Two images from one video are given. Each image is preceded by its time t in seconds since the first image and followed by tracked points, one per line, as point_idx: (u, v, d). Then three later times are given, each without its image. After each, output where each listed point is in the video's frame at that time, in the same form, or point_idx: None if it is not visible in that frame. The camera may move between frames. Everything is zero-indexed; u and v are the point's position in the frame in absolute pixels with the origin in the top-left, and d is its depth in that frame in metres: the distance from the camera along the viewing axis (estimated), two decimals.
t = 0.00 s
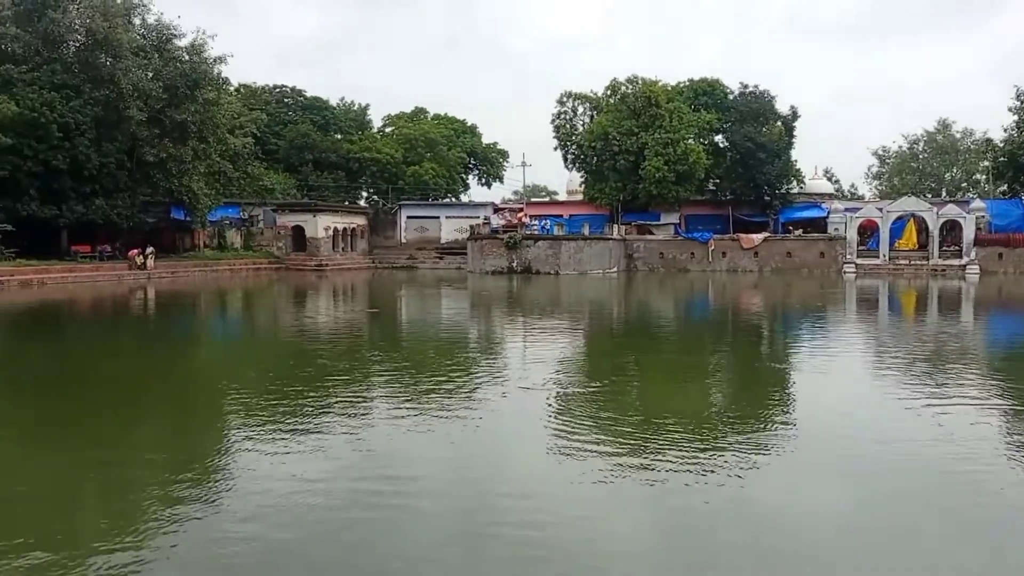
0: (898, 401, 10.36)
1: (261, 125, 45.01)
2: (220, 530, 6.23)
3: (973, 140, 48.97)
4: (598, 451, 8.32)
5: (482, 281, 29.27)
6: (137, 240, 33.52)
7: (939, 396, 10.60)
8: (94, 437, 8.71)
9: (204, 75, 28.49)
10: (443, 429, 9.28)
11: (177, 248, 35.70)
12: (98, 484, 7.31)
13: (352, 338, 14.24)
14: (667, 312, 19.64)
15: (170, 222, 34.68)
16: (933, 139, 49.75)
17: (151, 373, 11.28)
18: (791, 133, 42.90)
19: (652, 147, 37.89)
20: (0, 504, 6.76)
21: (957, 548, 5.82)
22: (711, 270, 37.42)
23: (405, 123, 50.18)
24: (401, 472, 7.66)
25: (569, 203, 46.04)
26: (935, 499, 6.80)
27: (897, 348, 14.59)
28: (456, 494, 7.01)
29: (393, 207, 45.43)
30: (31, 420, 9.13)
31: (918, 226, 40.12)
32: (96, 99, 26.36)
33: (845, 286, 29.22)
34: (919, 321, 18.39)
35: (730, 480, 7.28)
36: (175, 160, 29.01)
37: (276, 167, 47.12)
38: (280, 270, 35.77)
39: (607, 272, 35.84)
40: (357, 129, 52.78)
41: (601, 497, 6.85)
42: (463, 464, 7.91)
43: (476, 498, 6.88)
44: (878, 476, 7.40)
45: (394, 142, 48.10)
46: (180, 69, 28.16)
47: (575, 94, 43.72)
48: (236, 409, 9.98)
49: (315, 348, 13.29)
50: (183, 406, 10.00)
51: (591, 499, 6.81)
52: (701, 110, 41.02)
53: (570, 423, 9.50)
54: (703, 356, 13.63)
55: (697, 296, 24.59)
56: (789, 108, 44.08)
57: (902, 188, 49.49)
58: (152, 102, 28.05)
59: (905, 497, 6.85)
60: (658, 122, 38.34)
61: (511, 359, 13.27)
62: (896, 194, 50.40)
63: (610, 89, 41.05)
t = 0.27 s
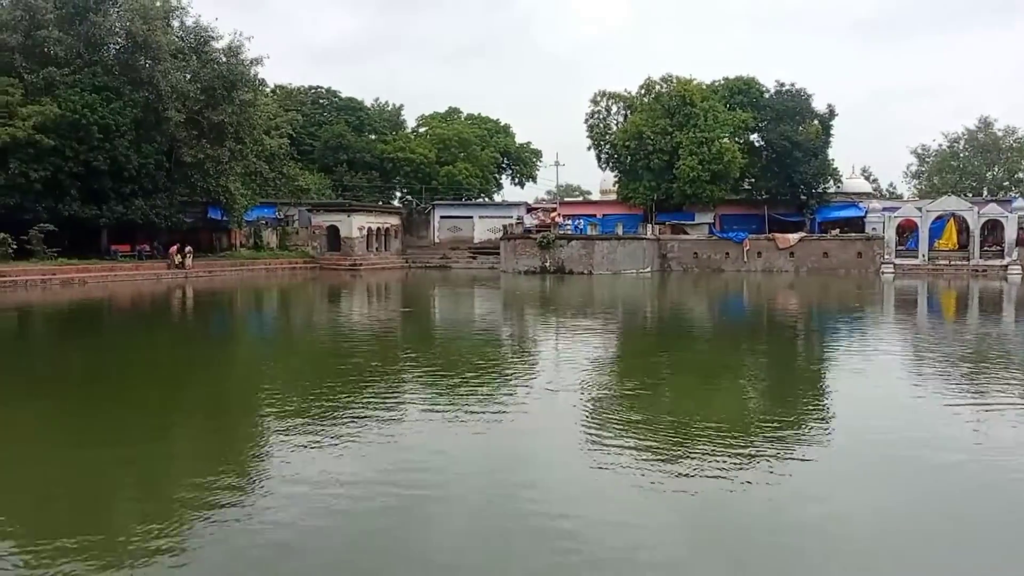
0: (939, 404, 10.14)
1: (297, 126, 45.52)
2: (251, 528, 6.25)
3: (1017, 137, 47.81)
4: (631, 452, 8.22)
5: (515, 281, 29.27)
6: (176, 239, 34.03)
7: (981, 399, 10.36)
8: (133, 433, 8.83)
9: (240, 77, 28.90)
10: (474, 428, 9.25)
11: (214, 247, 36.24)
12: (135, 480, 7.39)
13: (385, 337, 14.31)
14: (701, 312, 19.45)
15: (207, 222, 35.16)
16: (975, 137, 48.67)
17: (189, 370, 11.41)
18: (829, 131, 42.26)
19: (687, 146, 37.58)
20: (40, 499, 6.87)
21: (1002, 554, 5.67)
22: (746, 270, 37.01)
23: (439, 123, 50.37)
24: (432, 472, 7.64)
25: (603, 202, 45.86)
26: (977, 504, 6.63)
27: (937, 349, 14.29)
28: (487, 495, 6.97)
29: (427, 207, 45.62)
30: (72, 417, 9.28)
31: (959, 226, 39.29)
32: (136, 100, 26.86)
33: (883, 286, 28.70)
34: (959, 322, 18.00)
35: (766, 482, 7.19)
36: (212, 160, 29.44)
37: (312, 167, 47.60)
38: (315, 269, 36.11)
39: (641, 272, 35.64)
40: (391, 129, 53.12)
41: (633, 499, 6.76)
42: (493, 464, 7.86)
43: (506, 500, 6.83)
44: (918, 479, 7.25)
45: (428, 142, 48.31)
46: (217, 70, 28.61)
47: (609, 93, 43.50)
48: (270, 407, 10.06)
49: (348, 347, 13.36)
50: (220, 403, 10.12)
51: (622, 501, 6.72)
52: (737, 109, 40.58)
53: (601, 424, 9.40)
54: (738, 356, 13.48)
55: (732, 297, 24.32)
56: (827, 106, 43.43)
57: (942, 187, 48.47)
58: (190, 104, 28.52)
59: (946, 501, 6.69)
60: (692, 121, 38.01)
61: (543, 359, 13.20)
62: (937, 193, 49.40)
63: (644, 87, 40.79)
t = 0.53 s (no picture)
0: (976, 406, 9.92)
1: (327, 127, 45.89)
2: (282, 527, 6.25)
3: None
4: (662, 454, 8.12)
5: (544, 281, 29.21)
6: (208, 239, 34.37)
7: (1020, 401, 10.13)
8: (168, 432, 8.93)
9: (272, 79, 29.21)
10: (503, 429, 9.21)
11: (247, 247, 36.62)
12: (168, 479, 7.47)
13: (415, 337, 14.34)
14: (731, 312, 19.25)
15: (240, 222, 35.52)
16: (1013, 134, 47.67)
17: (222, 370, 11.52)
18: (862, 129, 41.65)
19: (718, 145, 37.25)
20: (76, 497, 6.96)
21: None
22: (778, 269, 36.59)
23: (468, 123, 50.46)
24: (461, 472, 7.61)
25: (632, 202, 45.63)
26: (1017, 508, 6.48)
27: (974, 350, 14.01)
28: (516, 495, 6.92)
29: (456, 208, 45.73)
30: (108, 416, 9.39)
31: (997, 225, 38.51)
32: (170, 102, 27.23)
33: (918, 286, 28.19)
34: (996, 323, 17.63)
35: (799, 483, 7.08)
36: (244, 161, 29.76)
37: (342, 168, 47.96)
38: (345, 270, 36.34)
39: (671, 271, 35.38)
40: (421, 129, 53.34)
41: (664, 501, 6.67)
42: (523, 464, 7.82)
43: (536, 500, 6.78)
44: (956, 482, 7.10)
45: (457, 142, 48.43)
46: (249, 72, 28.96)
47: (639, 92, 43.28)
48: (301, 407, 10.11)
49: (379, 346, 13.42)
50: (252, 403, 10.18)
51: (655, 503, 6.63)
52: (768, 107, 40.15)
53: (632, 425, 9.32)
54: (769, 357, 13.31)
55: (764, 297, 24.04)
56: (860, 104, 42.83)
57: (979, 185, 47.56)
58: (223, 105, 28.91)
59: (986, 505, 6.54)
60: (723, 120, 37.68)
61: (572, 359, 13.13)
62: (973, 192, 48.47)
63: (674, 86, 40.54)
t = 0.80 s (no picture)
0: (1016, 407, 9.69)
1: (360, 125, 46.20)
2: (315, 524, 6.26)
3: None
4: (695, 454, 8.03)
5: (575, 279, 29.13)
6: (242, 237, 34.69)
7: None
8: (205, 428, 9.04)
9: (305, 78, 29.49)
10: (534, 427, 9.17)
11: (280, 245, 36.93)
12: (204, 474, 7.56)
13: (446, 334, 14.36)
14: (765, 311, 19.02)
15: (274, 220, 35.83)
16: None
17: (257, 366, 11.64)
18: (899, 125, 40.93)
19: (751, 142, 36.83)
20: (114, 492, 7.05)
21: None
22: (812, 268, 36.10)
23: (500, 121, 50.47)
24: (492, 471, 7.58)
25: (664, 200, 45.32)
26: None
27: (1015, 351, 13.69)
28: (548, 495, 6.88)
29: (487, 206, 45.77)
30: (146, 412, 9.52)
31: None
32: (205, 102, 27.63)
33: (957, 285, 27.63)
34: None
35: (834, 485, 6.97)
36: (278, 160, 30.09)
37: (375, 166, 48.25)
38: (377, 267, 36.55)
39: (704, 270, 35.08)
40: (453, 127, 53.47)
41: (698, 503, 6.59)
42: (554, 463, 7.78)
43: (568, 500, 6.74)
44: (995, 485, 6.94)
45: (489, 140, 48.46)
46: (283, 72, 29.24)
47: (672, 90, 42.93)
48: (334, 403, 10.18)
49: (411, 344, 13.46)
50: (286, 399, 10.27)
51: (688, 506, 6.55)
52: (803, 104, 39.60)
53: (664, 425, 9.22)
54: (803, 356, 13.13)
55: (798, 295, 23.72)
56: (897, 99, 42.10)
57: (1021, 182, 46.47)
58: (257, 105, 29.22)
59: None
60: (757, 117, 37.24)
61: (603, 358, 13.04)
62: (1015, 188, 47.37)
63: (707, 83, 40.15)
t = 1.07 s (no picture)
0: None
1: (396, 125, 46.49)
2: (351, 520, 6.32)
3: None
4: (731, 454, 7.95)
5: (610, 277, 28.98)
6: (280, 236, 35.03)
7: None
8: (244, 424, 9.16)
9: (342, 78, 29.73)
10: (569, 425, 9.16)
11: (317, 243, 37.17)
12: (244, 469, 7.67)
13: (482, 333, 14.35)
14: (803, 310, 18.76)
15: (311, 219, 36.08)
16: None
17: (295, 363, 11.76)
18: (942, 122, 40.07)
19: (790, 140, 36.30)
20: (157, 486, 7.18)
21: None
22: (852, 267, 35.50)
23: (535, 120, 50.42)
24: (526, 468, 7.59)
25: (701, 198, 44.90)
26: None
27: None
28: (582, 493, 6.87)
29: (523, 204, 45.73)
30: (186, 408, 9.67)
31: None
32: (244, 102, 27.92)
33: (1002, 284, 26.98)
34: None
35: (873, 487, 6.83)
36: (315, 159, 30.41)
37: (411, 165, 48.52)
38: (413, 266, 36.70)
39: (741, 269, 34.70)
40: (488, 126, 53.57)
41: (734, 503, 6.52)
42: (588, 462, 7.76)
43: (602, 498, 6.72)
44: None
45: (524, 139, 48.45)
46: (320, 71, 29.52)
47: (709, 87, 42.52)
48: (370, 400, 10.25)
49: (446, 341, 13.51)
50: (323, 396, 10.33)
51: (724, 505, 6.49)
52: (842, 101, 38.97)
53: (700, 424, 9.15)
54: (842, 356, 12.90)
55: (837, 294, 23.33)
56: (939, 95, 41.25)
57: None
58: (295, 105, 29.56)
59: None
60: (796, 114, 36.74)
61: (639, 356, 12.97)
62: None
63: (744, 80, 39.71)
